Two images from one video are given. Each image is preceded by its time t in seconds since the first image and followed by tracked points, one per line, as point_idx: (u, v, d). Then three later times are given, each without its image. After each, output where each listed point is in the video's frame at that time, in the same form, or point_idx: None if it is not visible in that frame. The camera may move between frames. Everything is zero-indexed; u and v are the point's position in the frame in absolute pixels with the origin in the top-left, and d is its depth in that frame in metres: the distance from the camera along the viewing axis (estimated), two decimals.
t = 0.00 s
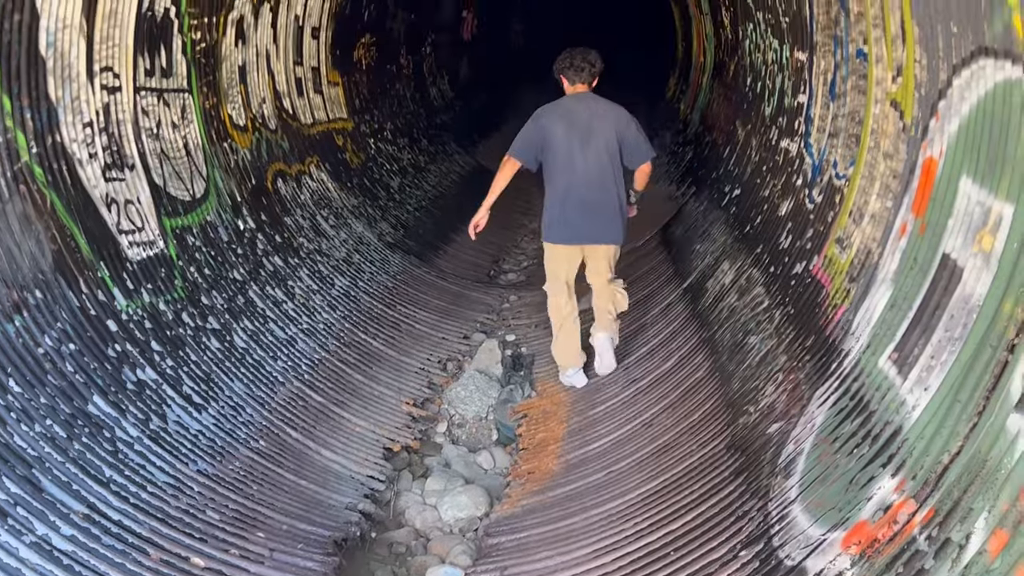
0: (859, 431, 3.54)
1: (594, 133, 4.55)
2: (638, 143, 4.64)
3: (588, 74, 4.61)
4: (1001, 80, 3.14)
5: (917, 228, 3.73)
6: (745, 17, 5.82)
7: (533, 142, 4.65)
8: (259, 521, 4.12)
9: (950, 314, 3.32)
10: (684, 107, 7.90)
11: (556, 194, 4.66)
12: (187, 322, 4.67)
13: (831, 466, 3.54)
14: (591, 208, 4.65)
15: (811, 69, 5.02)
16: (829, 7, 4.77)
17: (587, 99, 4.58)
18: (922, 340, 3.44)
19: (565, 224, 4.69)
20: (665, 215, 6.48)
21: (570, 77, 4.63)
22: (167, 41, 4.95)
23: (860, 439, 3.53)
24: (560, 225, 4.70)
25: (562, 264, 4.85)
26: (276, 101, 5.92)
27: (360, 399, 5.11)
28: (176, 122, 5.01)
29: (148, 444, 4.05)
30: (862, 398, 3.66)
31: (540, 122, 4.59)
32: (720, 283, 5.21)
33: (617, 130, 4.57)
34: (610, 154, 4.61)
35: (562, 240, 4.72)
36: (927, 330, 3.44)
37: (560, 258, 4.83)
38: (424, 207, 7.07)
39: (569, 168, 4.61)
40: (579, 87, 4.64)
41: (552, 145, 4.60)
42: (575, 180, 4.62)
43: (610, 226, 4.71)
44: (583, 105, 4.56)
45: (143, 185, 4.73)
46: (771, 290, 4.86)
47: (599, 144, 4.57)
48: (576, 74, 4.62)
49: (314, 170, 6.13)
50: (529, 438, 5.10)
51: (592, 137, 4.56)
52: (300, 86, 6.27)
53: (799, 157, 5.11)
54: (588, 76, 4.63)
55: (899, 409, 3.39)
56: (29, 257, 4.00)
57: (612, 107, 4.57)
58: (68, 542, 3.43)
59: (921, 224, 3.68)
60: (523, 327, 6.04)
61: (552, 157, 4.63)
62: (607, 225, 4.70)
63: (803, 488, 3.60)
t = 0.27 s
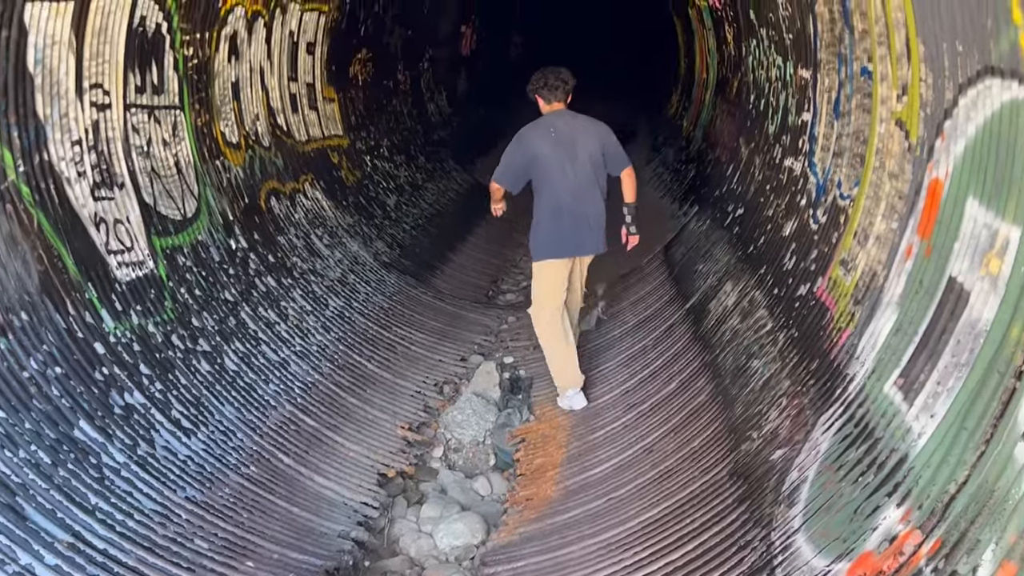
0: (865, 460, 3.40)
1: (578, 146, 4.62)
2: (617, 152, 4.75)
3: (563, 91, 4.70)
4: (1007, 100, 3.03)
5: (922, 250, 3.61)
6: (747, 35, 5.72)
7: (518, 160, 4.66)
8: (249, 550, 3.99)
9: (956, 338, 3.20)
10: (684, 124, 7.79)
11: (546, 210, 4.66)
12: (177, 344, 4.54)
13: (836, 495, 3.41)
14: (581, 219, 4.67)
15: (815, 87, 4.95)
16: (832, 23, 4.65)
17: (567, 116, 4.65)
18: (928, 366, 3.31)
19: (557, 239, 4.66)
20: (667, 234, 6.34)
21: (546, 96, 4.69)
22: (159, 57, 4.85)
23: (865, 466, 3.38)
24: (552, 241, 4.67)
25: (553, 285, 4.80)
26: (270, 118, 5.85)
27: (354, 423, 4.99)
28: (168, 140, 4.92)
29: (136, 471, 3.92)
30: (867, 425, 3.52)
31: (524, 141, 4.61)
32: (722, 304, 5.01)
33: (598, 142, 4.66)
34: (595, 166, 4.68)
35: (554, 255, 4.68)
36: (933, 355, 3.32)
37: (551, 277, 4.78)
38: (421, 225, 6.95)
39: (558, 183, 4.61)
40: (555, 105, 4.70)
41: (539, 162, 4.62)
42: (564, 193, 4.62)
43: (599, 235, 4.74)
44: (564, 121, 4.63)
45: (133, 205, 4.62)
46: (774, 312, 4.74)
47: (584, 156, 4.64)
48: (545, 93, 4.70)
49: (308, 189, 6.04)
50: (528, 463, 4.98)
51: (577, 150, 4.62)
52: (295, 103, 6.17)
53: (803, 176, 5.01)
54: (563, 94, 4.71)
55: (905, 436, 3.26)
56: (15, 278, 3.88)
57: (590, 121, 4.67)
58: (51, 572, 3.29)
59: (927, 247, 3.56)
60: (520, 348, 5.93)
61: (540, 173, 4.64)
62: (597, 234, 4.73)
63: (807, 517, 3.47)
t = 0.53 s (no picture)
0: (938, 522, 2.68)
1: (580, 146, 4.02)
2: (621, 158, 4.15)
3: (562, 81, 4.03)
4: None
5: (1008, 269, 2.77)
6: (797, 9, 4.66)
7: (510, 154, 4.01)
8: None
9: None
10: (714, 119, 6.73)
11: (535, 216, 4.11)
12: (110, 382, 3.60)
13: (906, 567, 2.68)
14: (572, 232, 4.15)
15: (877, 73, 3.88)
16: None
17: (568, 109, 4.03)
18: (1014, 410, 2.59)
19: (542, 251, 4.18)
20: (691, 246, 5.38)
21: (541, 83, 4.03)
22: (91, 38, 3.82)
23: (939, 532, 2.66)
24: (536, 254, 4.18)
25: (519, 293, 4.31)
26: (223, 108, 4.71)
27: (324, 477, 4.04)
28: (101, 136, 3.92)
29: (61, 535, 3.08)
30: (942, 480, 2.77)
31: (518, 135, 3.97)
32: (767, 335, 4.15)
33: (602, 143, 4.06)
34: (594, 171, 4.10)
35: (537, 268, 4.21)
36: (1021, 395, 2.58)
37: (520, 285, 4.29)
38: (405, 237, 5.81)
39: (552, 186, 4.04)
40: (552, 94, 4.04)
41: (533, 159, 4.01)
42: (557, 200, 4.07)
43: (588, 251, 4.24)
44: (566, 115, 4.00)
45: (59, 212, 3.65)
46: (830, 343, 3.77)
47: (585, 158, 4.05)
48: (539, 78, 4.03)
49: (269, 195, 4.90)
50: (532, 525, 4.08)
51: (577, 150, 4.02)
52: (253, 89, 4.97)
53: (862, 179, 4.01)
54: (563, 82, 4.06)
55: (988, 495, 2.55)
56: None
57: (595, 118, 4.06)
58: None
59: (1013, 265, 2.74)
60: (524, 387, 4.86)
61: (532, 173, 4.04)
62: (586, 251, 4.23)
63: None
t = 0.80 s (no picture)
0: (983, 570, 2.45)
1: (556, 153, 3.75)
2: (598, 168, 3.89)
3: (537, 90, 3.75)
4: None
5: None
6: (825, 16, 4.35)
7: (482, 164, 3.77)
8: None
9: None
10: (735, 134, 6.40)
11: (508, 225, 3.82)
12: (88, 418, 3.29)
13: None
14: (546, 240, 3.82)
15: (912, 85, 3.58)
16: (932, 4, 3.31)
17: (543, 115, 3.78)
18: None
19: (516, 261, 3.84)
20: (710, 269, 5.06)
21: (518, 90, 3.76)
22: (68, 47, 3.53)
23: None
24: (508, 261, 3.85)
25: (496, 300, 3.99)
26: (210, 123, 4.43)
27: (318, 520, 3.69)
28: (78, 153, 3.63)
29: None
30: (985, 523, 2.54)
31: (489, 143, 3.74)
32: (795, 366, 3.83)
33: (579, 150, 3.80)
34: (570, 178, 3.82)
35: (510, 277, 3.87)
36: None
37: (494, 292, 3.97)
38: (403, 260, 5.47)
39: (524, 195, 3.77)
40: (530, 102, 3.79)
41: (508, 169, 3.76)
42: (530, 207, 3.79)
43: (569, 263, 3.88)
44: (540, 121, 3.76)
45: (34, 235, 3.36)
46: (863, 376, 3.44)
47: (561, 165, 3.78)
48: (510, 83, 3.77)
49: (258, 215, 4.59)
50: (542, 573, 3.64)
51: (553, 158, 3.76)
52: (242, 102, 4.68)
53: (898, 198, 3.69)
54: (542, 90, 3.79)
55: None
56: None
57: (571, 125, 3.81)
58: None
59: None
60: (534, 423, 4.45)
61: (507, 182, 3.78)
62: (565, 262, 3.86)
63: None
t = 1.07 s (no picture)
0: None
1: (494, 157, 3.70)
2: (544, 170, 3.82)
3: (481, 94, 3.71)
4: None
5: None
6: (832, 28, 4.30)
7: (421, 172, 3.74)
8: None
9: None
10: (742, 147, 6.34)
11: (450, 229, 3.79)
12: (85, 435, 3.24)
13: None
14: (487, 244, 3.78)
15: (922, 97, 3.52)
16: (941, 14, 3.25)
17: (484, 119, 3.72)
18: None
19: (460, 264, 3.82)
20: (718, 284, 5.00)
21: (463, 96, 3.72)
22: (66, 60, 3.49)
23: None
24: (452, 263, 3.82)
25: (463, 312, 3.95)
26: (210, 136, 4.39)
27: (320, 538, 3.61)
28: (77, 167, 3.58)
29: None
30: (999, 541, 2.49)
31: (425, 150, 3.70)
32: (804, 382, 3.76)
33: (521, 153, 3.72)
34: (513, 182, 3.75)
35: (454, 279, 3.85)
36: None
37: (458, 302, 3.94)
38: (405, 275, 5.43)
39: (463, 200, 3.74)
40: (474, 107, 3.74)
41: (447, 174, 3.72)
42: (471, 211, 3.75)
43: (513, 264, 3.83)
44: (479, 125, 3.70)
45: (31, 249, 3.31)
46: (872, 392, 3.38)
47: (501, 169, 3.72)
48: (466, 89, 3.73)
49: (259, 229, 4.54)
50: None
51: (492, 162, 3.70)
52: (242, 116, 4.64)
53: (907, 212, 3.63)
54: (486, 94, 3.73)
55: None
56: None
57: (513, 128, 3.74)
58: None
59: None
60: (537, 440, 4.36)
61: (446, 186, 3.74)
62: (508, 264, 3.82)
63: None
